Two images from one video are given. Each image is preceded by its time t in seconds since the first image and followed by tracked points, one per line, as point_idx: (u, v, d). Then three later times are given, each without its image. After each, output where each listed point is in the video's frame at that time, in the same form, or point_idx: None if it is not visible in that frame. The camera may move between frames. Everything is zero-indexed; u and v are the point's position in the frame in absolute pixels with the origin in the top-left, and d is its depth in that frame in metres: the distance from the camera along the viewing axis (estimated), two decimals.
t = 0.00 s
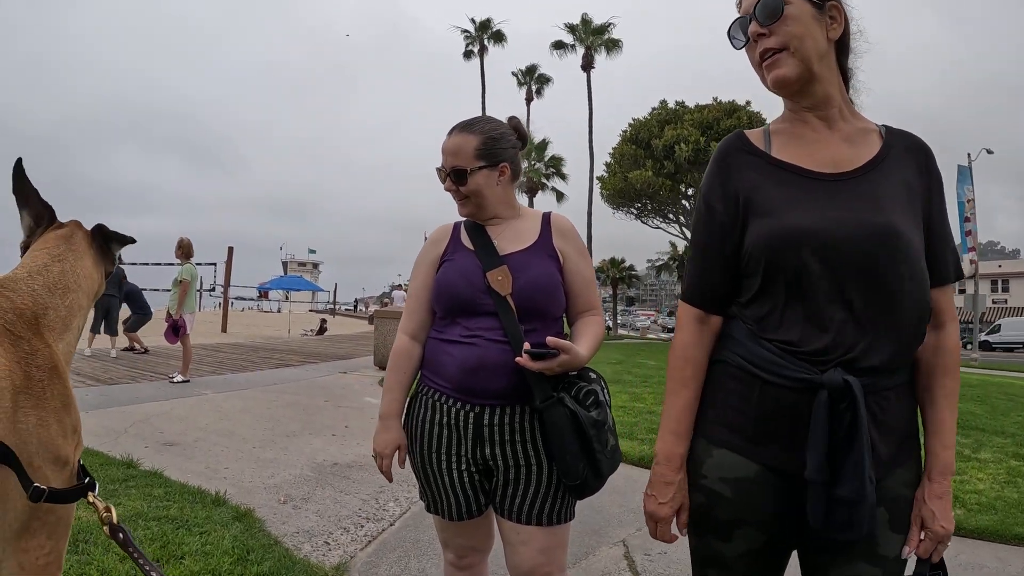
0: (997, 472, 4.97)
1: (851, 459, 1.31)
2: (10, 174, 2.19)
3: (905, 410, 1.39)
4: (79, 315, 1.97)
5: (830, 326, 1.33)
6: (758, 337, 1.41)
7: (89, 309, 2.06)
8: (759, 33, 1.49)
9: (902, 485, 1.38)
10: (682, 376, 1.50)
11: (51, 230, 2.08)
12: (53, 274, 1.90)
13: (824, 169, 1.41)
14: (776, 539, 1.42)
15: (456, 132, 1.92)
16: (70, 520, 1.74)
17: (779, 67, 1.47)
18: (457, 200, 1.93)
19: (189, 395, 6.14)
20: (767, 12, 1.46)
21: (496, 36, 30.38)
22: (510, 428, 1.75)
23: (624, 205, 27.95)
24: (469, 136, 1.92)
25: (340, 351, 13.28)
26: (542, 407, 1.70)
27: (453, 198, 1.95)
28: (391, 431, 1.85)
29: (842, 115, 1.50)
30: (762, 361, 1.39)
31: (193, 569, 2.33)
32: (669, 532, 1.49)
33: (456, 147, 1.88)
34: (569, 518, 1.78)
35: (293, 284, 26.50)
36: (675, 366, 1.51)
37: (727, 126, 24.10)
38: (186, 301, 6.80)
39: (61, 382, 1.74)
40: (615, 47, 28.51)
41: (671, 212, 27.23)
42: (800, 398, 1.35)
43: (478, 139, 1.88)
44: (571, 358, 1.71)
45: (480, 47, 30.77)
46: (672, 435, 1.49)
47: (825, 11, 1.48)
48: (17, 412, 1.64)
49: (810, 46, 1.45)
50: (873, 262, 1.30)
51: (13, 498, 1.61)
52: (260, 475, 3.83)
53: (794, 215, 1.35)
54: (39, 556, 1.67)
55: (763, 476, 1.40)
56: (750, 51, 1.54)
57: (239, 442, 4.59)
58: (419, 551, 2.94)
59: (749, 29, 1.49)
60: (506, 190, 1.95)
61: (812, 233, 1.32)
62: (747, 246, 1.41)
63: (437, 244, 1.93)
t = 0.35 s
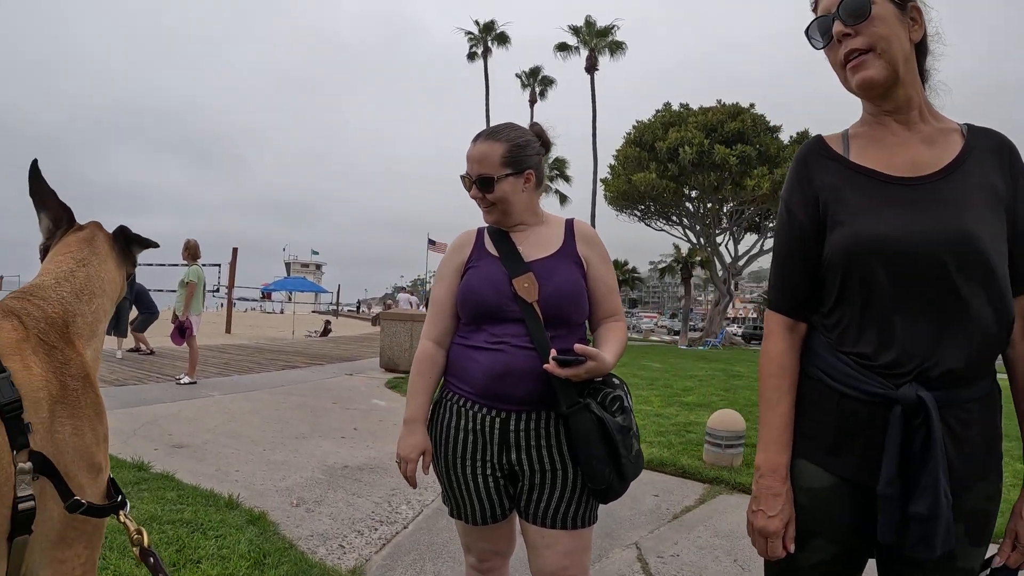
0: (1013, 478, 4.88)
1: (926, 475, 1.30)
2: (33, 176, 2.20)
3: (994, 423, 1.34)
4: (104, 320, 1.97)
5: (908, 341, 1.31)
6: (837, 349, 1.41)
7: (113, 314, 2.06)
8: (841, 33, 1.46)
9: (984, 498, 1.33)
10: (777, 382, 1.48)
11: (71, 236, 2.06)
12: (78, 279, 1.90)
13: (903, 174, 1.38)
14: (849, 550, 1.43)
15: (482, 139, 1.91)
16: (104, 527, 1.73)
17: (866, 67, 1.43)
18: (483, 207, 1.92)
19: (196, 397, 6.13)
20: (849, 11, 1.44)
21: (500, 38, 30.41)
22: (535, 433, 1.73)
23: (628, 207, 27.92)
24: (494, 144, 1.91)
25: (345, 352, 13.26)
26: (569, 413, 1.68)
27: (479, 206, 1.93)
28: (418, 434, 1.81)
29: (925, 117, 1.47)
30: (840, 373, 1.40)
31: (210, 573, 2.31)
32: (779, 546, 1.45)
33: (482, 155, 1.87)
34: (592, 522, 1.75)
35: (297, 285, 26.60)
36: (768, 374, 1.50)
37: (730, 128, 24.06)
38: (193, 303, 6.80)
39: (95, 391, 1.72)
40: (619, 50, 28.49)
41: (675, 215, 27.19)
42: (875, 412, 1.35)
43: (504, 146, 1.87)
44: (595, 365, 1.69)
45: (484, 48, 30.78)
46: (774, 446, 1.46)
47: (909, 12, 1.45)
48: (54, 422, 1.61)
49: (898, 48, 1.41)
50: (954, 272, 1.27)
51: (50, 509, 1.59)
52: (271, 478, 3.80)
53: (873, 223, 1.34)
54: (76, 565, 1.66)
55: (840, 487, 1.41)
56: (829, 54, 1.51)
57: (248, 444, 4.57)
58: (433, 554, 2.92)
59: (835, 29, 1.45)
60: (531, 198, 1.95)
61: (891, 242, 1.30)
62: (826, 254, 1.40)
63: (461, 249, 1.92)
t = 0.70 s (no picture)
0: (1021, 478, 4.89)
1: (916, 476, 1.33)
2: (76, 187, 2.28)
3: (999, 431, 1.34)
4: (154, 330, 2.04)
5: (914, 354, 1.36)
6: (852, 358, 1.48)
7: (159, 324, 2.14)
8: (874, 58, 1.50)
9: (987, 504, 1.34)
10: (800, 385, 1.55)
11: (117, 248, 2.13)
12: (130, 292, 1.98)
13: (918, 198, 1.42)
14: (845, 540, 1.49)
15: (511, 154, 1.96)
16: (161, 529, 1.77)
17: (894, 94, 1.46)
18: (512, 220, 1.97)
19: (208, 399, 6.18)
20: (881, 38, 1.47)
21: (503, 41, 30.47)
22: (561, 436, 1.78)
23: (632, 209, 27.94)
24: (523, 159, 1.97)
25: (351, 354, 13.31)
26: (596, 416, 1.72)
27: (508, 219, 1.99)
28: (447, 439, 1.85)
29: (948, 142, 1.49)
30: (852, 381, 1.46)
31: (237, 572, 2.36)
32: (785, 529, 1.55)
33: (512, 171, 1.92)
34: (615, 518, 1.79)
35: (301, 287, 26.68)
36: (795, 377, 1.57)
37: (734, 131, 24.09)
38: (203, 306, 6.85)
39: (154, 401, 1.77)
40: (622, 52, 28.53)
41: (679, 217, 27.21)
42: (880, 417, 1.41)
43: (532, 162, 1.92)
44: (619, 373, 1.73)
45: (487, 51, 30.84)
46: (790, 441, 1.55)
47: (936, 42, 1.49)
48: (119, 431, 1.65)
49: (927, 77, 1.44)
50: (963, 292, 1.30)
51: (114, 513, 1.63)
52: (288, 479, 3.85)
53: (883, 242, 1.39)
54: (136, 565, 1.70)
55: (847, 482, 1.47)
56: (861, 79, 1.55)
57: (263, 447, 4.62)
58: (451, 553, 2.96)
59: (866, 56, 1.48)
60: (558, 210, 2.01)
61: (901, 263, 1.35)
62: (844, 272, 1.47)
63: (488, 260, 1.96)
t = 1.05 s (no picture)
0: None
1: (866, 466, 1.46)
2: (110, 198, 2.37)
3: (962, 434, 1.42)
4: (188, 336, 2.12)
5: (873, 354, 1.50)
6: (830, 360, 1.64)
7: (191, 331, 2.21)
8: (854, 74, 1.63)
9: (948, 504, 1.43)
10: (787, 386, 1.74)
11: (149, 258, 2.22)
12: (164, 300, 2.06)
13: (885, 212, 1.56)
14: (820, 533, 1.60)
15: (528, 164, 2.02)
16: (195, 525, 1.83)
17: (868, 107, 1.59)
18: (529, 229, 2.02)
19: (224, 401, 6.27)
20: (859, 56, 1.60)
21: (513, 44, 30.55)
22: (573, 436, 1.82)
23: (642, 211, 27.90)
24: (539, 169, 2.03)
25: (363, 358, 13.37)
26: (609, 417, 1.77)
27: (524, 227, 2.03)
28: (466, 439, 1.89)
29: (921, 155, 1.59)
30: (827, 381, 1.62)
31: (257, 569, 2.42)
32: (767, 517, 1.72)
33: (529, 180, 1.98)
34: (626, 515, 1.84)
35: (313, 290, 26.80)
36: (783, 378, 1.76)
37: (744, 133, 24.03)
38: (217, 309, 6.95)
39: (189, 404, 1.84)
40: (632, 55, 28.53)
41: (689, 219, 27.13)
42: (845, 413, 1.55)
43: (548, 171, 1.98)
44: (631, 376, 1.77)
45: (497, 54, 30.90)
46: (773, 437, 1.73)
47: (913, 61, 1.60)
48: (158, 431, 1.72)
49: (898, 91, 1.56)
50: (919, 299, 1.42)
51: (153, 507, 1.68)
52: (304, 480, 3.92)
53: (847, 254, 1.56)
54: (171, 556, 1.75)
55: (820, 476, 1.61)
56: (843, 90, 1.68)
57: (278, 447, 4.69)
58: (463, 552, 3.01)
59: (844, 72, 1.61)
60: (572, 219, 2.06)
61: (865, 273, 1.50)
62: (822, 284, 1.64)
63: (505, 266, 2.01)
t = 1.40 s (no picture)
0: None
1: (860, 470, 1.45)
2: (121, 203, 2.43)
3: (958, 435, 1.41)
4: (194, 335, 2.17)
5: (865, 356, 1.49)
6: (826, 364, 1.65)
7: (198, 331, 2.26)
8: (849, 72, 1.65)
9: (940, 509, 1.43)
10: (784, 390, 1.75)
11: (155, 260, 2.27)
12: (171, 300, 2.11)
13: (877, 213, 1.56)
14: (814, 537, 1.61)
15: (532, 164, 2.06)
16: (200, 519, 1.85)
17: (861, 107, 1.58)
18: (530, 229, 2.04)
19: (234, 402, 6.35)
20: (851, 57, 1.59)
21: (523, 46, 30.61)
22: (573, 435, 1.84)
23: (653, 213, 27.83)
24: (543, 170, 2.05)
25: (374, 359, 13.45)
26: (608, 416, 1.79)
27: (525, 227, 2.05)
28: (469, 438, 1.92)
29: (914, 155, 1.58)
30: (824, 384, 1.63)
31: (264, 566, 2.46)
32: (755, 522, 1.74)
33: (531, 180, 2.01)
34: (625, 514, 1.85)
35: (325, 292, 26.97)
36: (781, 383, 1.77)
37: (755, 133, 23.89)
38: (231, 312, 7.05)
39: (194, 400, 1.89)
40: (642, 56, 28.49)
41: (701, 220, 27.01)
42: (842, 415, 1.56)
43: (552, 172, 2.01)
44: (630, 375, 1.79)
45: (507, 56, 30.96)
46: (769, 443, 1.75)
47: (905, 62, 1.59)
48: (165, 426, 1.76)
49: (889, 93, 1.55)
50: (908, 300, 1.41)
51: (159, 499, 1.71)
52: (312, 480, 3.96)
53: (839, 257, 1.56)
54: (178, 548, 1.77)
55: (817, 481, 1.61)
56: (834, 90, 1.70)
57: (288, 448, 4.75)
58: (468, 551, 3.04)
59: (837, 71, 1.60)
60: (574, 220, 2.08)
61: (855, 275, 1.50)
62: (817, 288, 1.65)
63: (506, 267, 2.04)
